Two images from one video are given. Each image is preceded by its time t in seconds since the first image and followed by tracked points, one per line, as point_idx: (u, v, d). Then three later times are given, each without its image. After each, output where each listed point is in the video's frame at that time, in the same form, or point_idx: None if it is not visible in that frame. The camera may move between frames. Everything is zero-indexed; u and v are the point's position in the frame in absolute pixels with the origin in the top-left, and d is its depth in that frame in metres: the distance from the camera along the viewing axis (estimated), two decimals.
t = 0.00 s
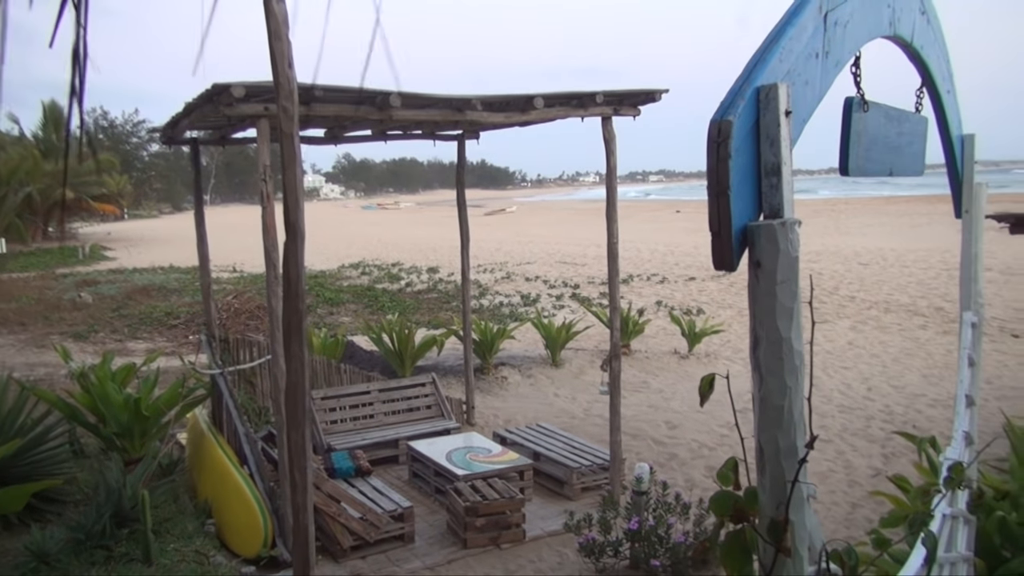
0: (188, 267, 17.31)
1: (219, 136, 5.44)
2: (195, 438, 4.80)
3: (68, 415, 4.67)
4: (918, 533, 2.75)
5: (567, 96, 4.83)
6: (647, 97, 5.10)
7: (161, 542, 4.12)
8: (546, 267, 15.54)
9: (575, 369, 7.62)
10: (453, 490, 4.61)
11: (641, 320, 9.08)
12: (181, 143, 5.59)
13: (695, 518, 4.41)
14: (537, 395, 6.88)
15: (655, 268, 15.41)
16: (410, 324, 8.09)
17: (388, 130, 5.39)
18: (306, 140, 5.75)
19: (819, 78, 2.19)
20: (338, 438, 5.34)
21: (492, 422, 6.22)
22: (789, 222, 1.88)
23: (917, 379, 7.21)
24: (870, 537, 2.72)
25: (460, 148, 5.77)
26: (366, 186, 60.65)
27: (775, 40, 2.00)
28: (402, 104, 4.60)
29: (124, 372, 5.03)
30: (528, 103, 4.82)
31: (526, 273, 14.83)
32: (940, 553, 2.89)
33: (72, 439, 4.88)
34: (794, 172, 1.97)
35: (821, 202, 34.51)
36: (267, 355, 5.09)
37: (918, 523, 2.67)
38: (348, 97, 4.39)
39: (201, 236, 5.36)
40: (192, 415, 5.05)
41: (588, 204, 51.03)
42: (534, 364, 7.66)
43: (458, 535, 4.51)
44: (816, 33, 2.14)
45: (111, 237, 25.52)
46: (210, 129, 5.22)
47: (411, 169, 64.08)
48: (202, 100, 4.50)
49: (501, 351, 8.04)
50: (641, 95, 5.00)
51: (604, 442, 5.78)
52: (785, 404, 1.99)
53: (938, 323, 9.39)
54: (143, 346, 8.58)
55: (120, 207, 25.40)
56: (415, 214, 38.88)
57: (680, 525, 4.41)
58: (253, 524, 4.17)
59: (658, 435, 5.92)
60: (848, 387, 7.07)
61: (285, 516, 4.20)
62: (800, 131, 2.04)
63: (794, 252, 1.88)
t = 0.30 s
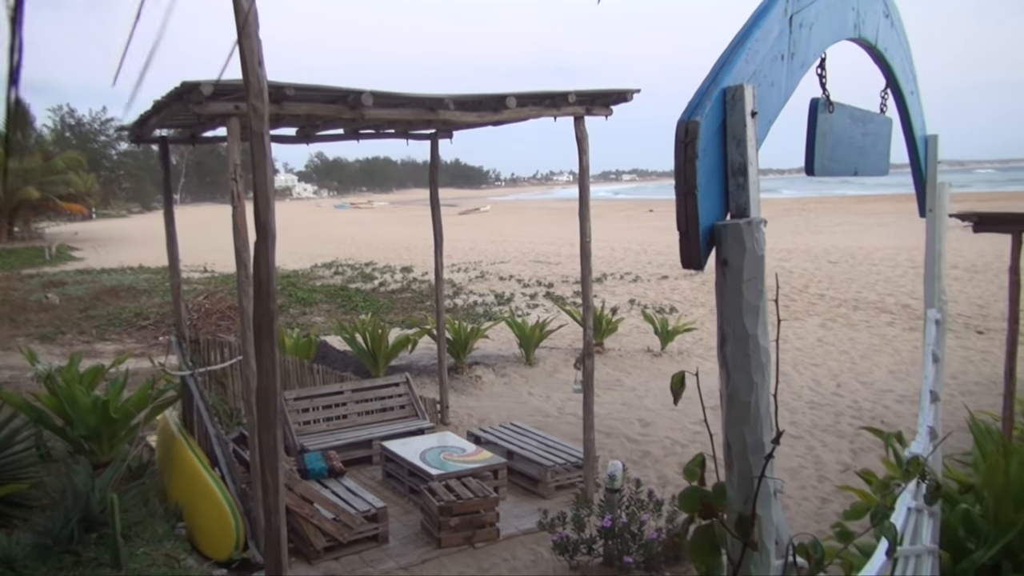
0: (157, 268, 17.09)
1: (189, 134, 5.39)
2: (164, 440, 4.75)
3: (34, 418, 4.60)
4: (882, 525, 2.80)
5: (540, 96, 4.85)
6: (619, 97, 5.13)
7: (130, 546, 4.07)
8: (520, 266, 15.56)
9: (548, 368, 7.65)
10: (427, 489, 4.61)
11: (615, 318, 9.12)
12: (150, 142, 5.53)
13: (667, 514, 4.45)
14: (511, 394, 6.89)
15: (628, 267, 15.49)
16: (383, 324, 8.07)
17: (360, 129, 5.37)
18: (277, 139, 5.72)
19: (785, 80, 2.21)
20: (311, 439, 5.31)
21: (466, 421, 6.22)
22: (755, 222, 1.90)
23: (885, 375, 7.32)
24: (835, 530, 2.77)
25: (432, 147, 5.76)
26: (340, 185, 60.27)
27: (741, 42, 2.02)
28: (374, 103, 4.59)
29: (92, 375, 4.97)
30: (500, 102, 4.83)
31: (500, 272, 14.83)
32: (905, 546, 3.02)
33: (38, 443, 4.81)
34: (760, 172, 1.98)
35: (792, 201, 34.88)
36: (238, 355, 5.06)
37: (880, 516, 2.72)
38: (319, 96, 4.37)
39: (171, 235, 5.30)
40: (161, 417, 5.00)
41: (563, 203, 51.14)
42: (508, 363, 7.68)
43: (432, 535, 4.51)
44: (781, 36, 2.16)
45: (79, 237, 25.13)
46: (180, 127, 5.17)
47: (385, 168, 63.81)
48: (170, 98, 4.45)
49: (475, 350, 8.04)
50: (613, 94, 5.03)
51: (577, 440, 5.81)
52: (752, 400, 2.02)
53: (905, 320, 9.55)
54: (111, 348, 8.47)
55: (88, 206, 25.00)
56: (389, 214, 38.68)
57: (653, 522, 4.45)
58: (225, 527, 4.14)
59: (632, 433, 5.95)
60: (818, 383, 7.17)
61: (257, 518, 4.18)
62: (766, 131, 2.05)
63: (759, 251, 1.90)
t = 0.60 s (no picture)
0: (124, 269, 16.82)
1: (156, 133, 5.32)
2: (131, 443, 4.68)
3: None
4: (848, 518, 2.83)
5: (511, 95, 4.86)
6: (590, 97, 5.15)
7: (96, 549, 3.98)
8: (492, 266, 15.56)
9: (521, 367, 7.66)
10: (399, 489, 4.60)
11: (586, 317, 9.16)
12: (116, 141, 5.44)
13: (638, 511, 4.48)
14: (484, 393, 6.90)
15: (600, 266, 15.57)
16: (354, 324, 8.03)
17: (330, 128, 5.34)
18: (245, 138, 5.66)
19: (751, 80, 2.24)
20: (282, 441, 5.27)
21: (438, 421, 6.21)
22: (720, 220, 1.91)
23: (852, 371, 7.43)
24: (800, 523, 2.81)
25: (403, 146, 5.74)
26: (312, 184, 59.82)
27: (707, 42, 2.04)
28: (344, 102, 4.55)
29: (56, 377, 4.88)
30: (471, 102, 4.84)
31: (472, 271, 14.83)
32: (868, 540, 3.09)
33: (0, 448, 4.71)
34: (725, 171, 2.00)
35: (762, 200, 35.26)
36: (207, 357, 5.01)
37: (845, 511, 2.76)
38: (288, 95, 4.34)
39: (138, 235, 5.23)
40: (128, 420, 4.92)
41: (536, 202, 51.22)
42: (480, 362, 7.68)
43: (405, 535, 4.50)
44: (746, 37, 2.18)
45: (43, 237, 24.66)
46: (146, 125, 5.10)
47: (358, 167, 63.44)
48: (136, 96, 4.39)
49: (447, 350, 8.04)
50: (584, 94, 5.05)
51: (549, 439, 5.82)
52: (717, 397, 2.04)
53: (872, 317, 9.70)
54: (76, 350, 8.34)
55: (53, 206, 24.56)
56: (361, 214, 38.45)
57: (624, 519, 4.48)
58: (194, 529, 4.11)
59: (603, 431, 5.98)
60: (787, 380, 7.26)
61: (226, 521, 4.14)
62: (732, 131, 2.07)
63: (725, 249, 1.92)
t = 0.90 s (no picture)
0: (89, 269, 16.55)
1: (120, 131, 5.24)
2: (96, 446, 4.61)
3: None
4: (811, 511, 2.88)
5: (480, 94, 4.87)
6: (559, 97, 5.17)
7: (60, 554, 3.92)
8: (463, 265, 15.55)
9: (492, 366, 7.67)
10: (369, 490, 4.58)
11: (558, 316, 9.19)
12: (79, 139, 5.35)
13: (608, 508, 4.52)
14: (455, 392, 6.89)
15: (571, 265, 15.62)
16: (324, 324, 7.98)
17: (299, 127, 5.30)
18: (212, 137, 5.60)
19: (716, 80, 2.26)
20: (250, 442, 5.23)
21: (409, 420, 6.19)
22: (684, 219, 1.93)
23: (819, 368, 7.54)
24: (765, 517, 2.85)
25: (373, 145, 5.72)
26: (283, 184, 59.30)
27: (671, 42, 2.05)
28: (312, 101, 4.52)
29: (18, 380, 4.81)
30: (441, 101, 4.85)
31: (443, 270, 14.81)
32: (831, 533, 3.15)
33: None
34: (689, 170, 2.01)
35: (732, 199, 35.61)
36: (173, 358, 4.94)
37: (808, 504, 2.80)
38: (255, 93, 4.29)
39: (102, 235, 5.15)
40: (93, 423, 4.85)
41: (508, 202, 51.24)
42: (451, 361, 7.68)
43: (375, 536, 4.49)
44: (710, 37, 2.20)
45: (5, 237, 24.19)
46: (111, 123, 5.03)
47: (329, 167, 63.03)
48: (99, 93, 4.32)
49: (418, 349, 8.02)
50: (553, 93, 5.07)
51: (520, 438, 5.84)
52: (683, 393, 2.06)
53: (838, 315, 9.85)
54: (39, 352, 8.19)
55: (15, 205, 24.08)
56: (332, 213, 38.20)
57: (595, 516, 4.50)
58: (161, 533, 4.06)
59: (574, 429, 6.01)
60: (755, 377, 7.35)
61: (194, 524, 4.10)
62: (696, 131, 2.09)
63: (689, 247, 1.93)
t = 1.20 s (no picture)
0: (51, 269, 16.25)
1: (82, 128, 5.15)
2: (58, 448, 4.54)
3: None
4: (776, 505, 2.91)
5: (449, 92, 4.87)
6: (528, 95, 5.18)
7: (21, 559, 3.84)
8: (433, 264, 15.52)
9: (462, 365, 7.66)
10: (338, 490, 4.55)
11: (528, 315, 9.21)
12: (40, 136, 5.25)
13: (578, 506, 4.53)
14: (425, 392, 6.88)
15: (542, 264, 15.66)
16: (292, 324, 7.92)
17: (266, 124, 5.25)
18: (178, 135, 5.53)
19: (680, 81, 2.27)
20: (217, 443, 5.17)
21: (379, 421, 6.17)
22: (648, 218, 1.92)
23: (786, 365, 7.63)
24: (730, 512, 2.88)
25: (341, 144, 5.69)
26: (252, 183, 58.70)
27: (636, 42, 2.05)
28: (279, 98, 4.48)
29: None
30: (410, 99, 4.86)
31: (413, 269, 14.77)
32: (796, 528, 3.19)
33: None
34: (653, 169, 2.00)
35: (701, 199, 35.98)
36: (138, 358, 4.89)
37: (771, 499, 2.83)
38: (220, 90, 4.24)
39: (64, 234, 5.07)
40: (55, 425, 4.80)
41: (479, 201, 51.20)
42: (421, 361, 7.66)
43: (345, 537, 4.46)
44: (674, 38, 2.21)
45: None
46: (73, 120, 4.94)
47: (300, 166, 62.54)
48: (60, 89, 4.24)
49: (387, 349, 7.98)
50: (522, 92, 5.07)
51: (491, 437, 5.84)
52: (648, 390, 2.06)
53: (804, 312, 9.98)
54: None
55: None
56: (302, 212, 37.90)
57: (564, 514, 4.52)
58: (125, 536, 3.99)
59: (545, 428, 6.02)
60: (723, 374, 7.43)
61: (160, 526, 4.03)
62: (661, 131, 2.09)
63: (653, 246, 1.93)
